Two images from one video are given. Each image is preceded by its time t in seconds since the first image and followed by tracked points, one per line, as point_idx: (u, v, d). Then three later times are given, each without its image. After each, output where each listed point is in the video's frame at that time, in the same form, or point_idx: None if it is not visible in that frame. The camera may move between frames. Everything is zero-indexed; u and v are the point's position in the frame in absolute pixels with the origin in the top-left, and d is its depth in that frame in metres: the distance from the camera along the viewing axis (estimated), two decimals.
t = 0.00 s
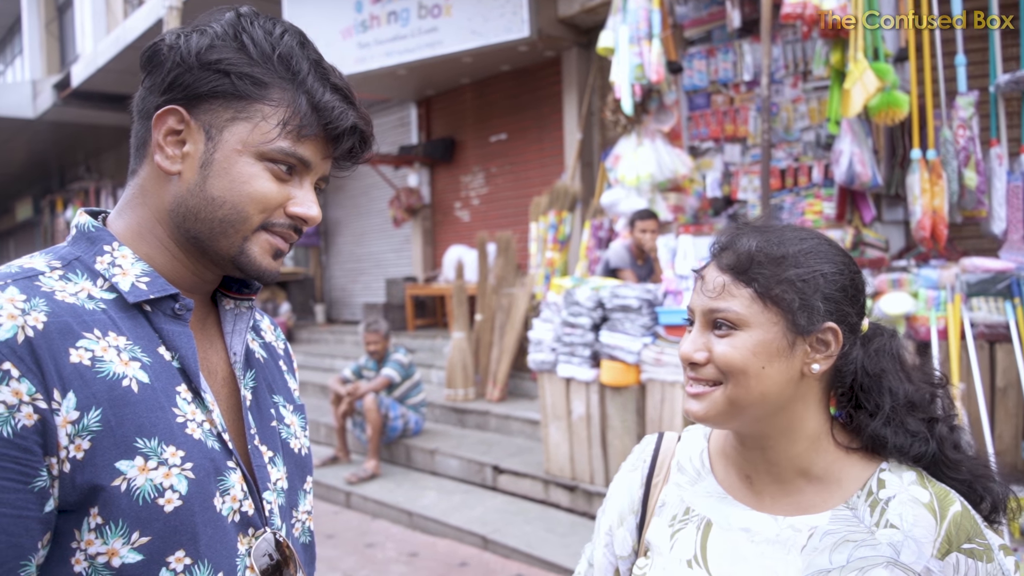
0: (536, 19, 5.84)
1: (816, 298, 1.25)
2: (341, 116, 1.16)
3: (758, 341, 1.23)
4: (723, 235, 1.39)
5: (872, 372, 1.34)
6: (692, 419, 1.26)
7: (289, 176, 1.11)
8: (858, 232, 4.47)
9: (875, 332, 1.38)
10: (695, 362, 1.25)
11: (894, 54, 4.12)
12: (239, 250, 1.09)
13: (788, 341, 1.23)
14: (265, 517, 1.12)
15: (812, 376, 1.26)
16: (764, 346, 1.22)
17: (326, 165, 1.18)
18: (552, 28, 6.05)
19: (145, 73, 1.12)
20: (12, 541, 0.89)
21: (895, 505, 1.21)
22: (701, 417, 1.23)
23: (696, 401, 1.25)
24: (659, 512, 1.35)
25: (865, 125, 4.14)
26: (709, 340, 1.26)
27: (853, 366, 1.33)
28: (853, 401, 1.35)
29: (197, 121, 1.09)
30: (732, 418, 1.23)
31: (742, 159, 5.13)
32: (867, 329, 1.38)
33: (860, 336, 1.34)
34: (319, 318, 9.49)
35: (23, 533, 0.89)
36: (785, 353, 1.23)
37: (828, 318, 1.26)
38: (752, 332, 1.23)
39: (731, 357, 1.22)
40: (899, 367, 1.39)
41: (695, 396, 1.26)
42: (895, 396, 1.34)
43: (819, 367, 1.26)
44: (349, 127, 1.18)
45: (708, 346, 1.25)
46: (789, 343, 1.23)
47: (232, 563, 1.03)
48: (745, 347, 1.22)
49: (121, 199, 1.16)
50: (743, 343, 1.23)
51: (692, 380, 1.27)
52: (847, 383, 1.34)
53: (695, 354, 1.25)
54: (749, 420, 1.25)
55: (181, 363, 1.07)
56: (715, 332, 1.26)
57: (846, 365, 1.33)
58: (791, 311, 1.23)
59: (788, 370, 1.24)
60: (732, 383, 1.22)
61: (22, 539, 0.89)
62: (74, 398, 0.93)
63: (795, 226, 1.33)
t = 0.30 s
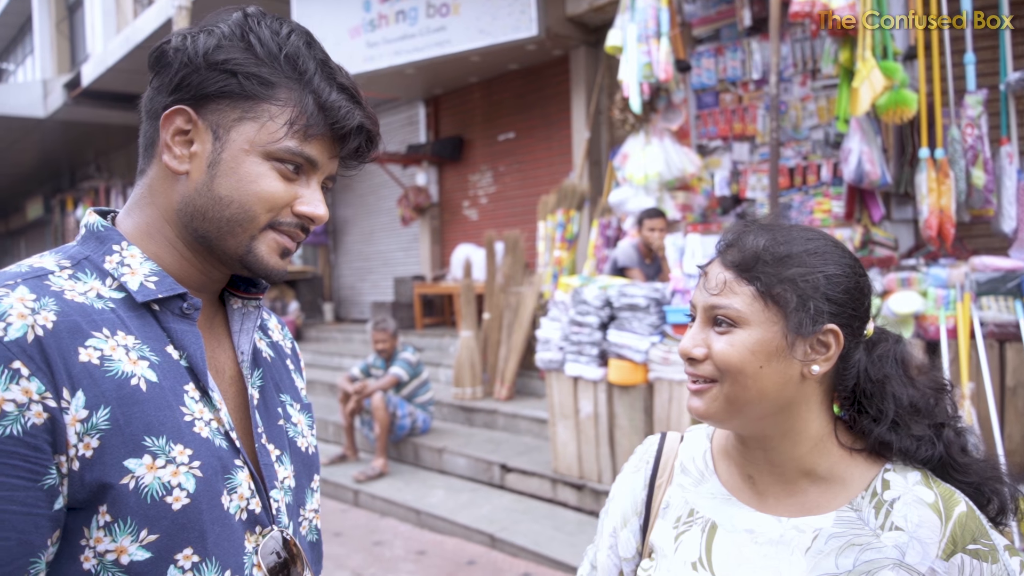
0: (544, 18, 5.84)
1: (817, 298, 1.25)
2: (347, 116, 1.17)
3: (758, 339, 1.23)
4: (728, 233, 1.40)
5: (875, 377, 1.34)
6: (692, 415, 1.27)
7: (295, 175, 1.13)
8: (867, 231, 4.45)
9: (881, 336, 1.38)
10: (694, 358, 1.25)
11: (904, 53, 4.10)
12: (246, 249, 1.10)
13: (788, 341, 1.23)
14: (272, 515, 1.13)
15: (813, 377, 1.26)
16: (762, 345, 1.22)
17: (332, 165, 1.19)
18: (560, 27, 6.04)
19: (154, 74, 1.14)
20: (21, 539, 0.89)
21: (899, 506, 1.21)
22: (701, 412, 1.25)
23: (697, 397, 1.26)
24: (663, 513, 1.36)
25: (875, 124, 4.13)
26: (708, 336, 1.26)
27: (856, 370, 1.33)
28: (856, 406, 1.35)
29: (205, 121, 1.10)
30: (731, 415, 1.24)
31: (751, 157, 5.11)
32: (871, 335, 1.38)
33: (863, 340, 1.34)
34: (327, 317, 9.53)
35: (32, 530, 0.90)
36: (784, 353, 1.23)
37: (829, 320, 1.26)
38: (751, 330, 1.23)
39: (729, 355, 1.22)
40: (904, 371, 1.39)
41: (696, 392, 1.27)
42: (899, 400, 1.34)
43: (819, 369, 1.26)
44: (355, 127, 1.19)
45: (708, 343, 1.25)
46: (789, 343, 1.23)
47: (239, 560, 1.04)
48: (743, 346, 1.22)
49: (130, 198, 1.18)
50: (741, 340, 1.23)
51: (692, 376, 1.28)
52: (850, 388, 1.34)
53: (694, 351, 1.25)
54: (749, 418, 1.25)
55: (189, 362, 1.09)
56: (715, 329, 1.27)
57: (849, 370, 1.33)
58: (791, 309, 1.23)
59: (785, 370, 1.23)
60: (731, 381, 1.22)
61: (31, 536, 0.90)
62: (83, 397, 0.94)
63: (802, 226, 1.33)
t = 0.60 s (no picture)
0: (550, 16, 5.84)
1: (823, 293, 1.26)
2: (353, 118, 1.19)
3: (766, 336, 1.23)
4: (734, 230, 1.40)
5: (881, 373, 1.35)
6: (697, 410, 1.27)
7: (303, 178, 1.14)
8: (873, 229, 4.45)
9: (887, 332, 1.39)
10: (701, 356, 1.26)
11: (911, 50, 4.09)
12: (258, 256, 1.12)
13: (796, 338, 1.24)
14: (280, 511, 1.15)
15: (821, 373, 1.27)
16: (771, 341, 1.23)
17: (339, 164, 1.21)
18: (566, 25, 6.03)
19: (156, 77, 1.14)
20: (32, 533, 0.91)
21: (905, 506, 1.22)
22: (705, 407, 1.25)
23: (702, 392, 1.26)
24: (668, 513, 1.36)
25: (882, 121, 4.11)
26: (715, 334, 1.27)
27: (862, 367, 1.34)
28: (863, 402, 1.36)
29: (210, 129, 1.11)
30: (736, 411, 1.24)
31: (757, 155, 5.10)
32: (877, 330, 1.39)
33: (869, 336, 1.35)
34: (334, 315, 9.56)
35: (42, 524, 0.91)
36: (792, 350, 1.24)
37: (836, 315, 1.27)
38: (758, 327, 1.24)
39: (738, 352, 1.23)
40: (911, 368, 1.39)
41: (701, 387, 1.27)
42: (906, 396, 1.35)
43: (827, 365, 1.27)
44: (361, 128, 1.20)
45: (714, 340, 1.26)
46: (797, 339, 1.24)
47: (247, 555, 1.06)
48: (752, 342, 1.23)
49: (138, 198, 1.19)
50: (749, 338, 1.23)
51: (698, 372, 1.28)
52: (856, 384, 1.34)
53: (701, 348, 1.25)
54: (755, 415, 1.25)
55: (198, 358, 1.09)
56: (722, 326, 1.27)
57: (855, 366, 1.34)
58: (799, 305, 1.24)
59: (794, 366, 1.24)
60: (739, 377, 1.23)
61: (40, 531, 0.91)
62: (94, 393, 0.95)
63: (806, 222, 1.34)
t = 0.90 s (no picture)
0: (551, 14, 5.84)
1: (825, 294, 1.26)
2: (350, 109, 1.19)
3: (768, 336, 1.23)
4: (734, 231, 1.40)
5: (881, 372, 1.35)
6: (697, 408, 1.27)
7: (298, 168, 1.14)
8: (874, 227, 4.45)
9: (887, 331, 1.39)
10: (703, 356, 1.26)
11: (912, 47, 4.09)
12: (236, 246, 1.11)
13: (797, 337, 1.24)
14: (276, 508, 1.15)
15: (821, 373, 1.27)
16: (772, 340, 1.23)
17: (334, 158, 1.21)
18: (567, 23, 6.02)
19: (156, 65, 1.15)
20: (17, 536, 0.91)
21: (904, 503, 1.22)
22: (706, 405, 1.25)
23: (703, 391, 1.26)
24: (667, 510, 1.36)
25: (882, 119, 4.11)
26: (716, 334, 1.27)
27: (863, 365, 1.34)
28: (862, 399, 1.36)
29: (206, 113, 1.11)
30: (738, 410, 1.24)
31: (758, 153, 5.10)
32: (877, 329, 1.39)
33: (869, 335, 1.35)
34: (335, 314, 9.57)
35: (30, 527, 0.92)
36: (793, 350, 1.24)
37: (837, 316, 1.27)
38: (760, 327, 1.24)
39: (739, 352, 1.23)
40: (910, 366, 1.40)
41: (702, 386, 1.27)
42: (905, 394, 1.35)
43: (829, 365, 1.27)
44: (358, 120, 1.20)
45: (715, 340, 1.26)
46: (798, 339, 1.24)
47: (243, 553, 1.06)
48: (753, 342, 1.23)
49: (133, 191, 1.19)
50: (751, 338, 1.23)
51: (699, 371, 1.28)
52: (857, 382, 1.34)
53: (703, 348, 1.26)
54: (754, 414, 1.25)
55: (189, 357, 1.10)
56: (723, 326, 1.27)
57: (856, 364, 1.34)
58: (800, 306, 1.24)
59: (796, 365, 1.24)
60: (739, 377, 1.23)
61: (26, 534, 0.92)
62: (79, 395, 0.95)
63: (808, 223, 1.34)
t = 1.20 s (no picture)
0: (554, 13, 5.83)
1: (847, 319, 1.23)
2: (349, 102, 1.19)
3: (786, 356, 1.22)
4: (757, 229, 1.35)
5: (883, 379, 1.34)
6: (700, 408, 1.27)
7: (300, 163, 1.14)
8: (879, 226, 4.44)
9: (893, 337, 1.37)
10: (713, 362, 1.25)
11: (917, 45, 4.07)
12: (248, 242, 1.12)
13: (813, 360, 1.23)
14: (278, 503, 1.15)
15: (830, 394, 1.27)
16: (788, 363, 1.21)
17: (335, 150, 1.21)
18: (570, 22, 6.01)
19: (151, 64, 1.15)
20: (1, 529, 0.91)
21: (900, 500, 1.22)
22: (710, 410, 1.24)
23: (706, 394, 1.26)
24: (665, 509, 1.36)
25: (887, 117, 4.10)
26: (731, 343, 1.25)
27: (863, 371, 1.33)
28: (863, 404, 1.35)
29: (205, 113, 1.11)
30: (741, 419, 1.24)
31: (762, 152, 5.08)
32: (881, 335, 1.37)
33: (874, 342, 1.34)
34: (340, 313, 9.58)
35: (13, 521, 0.92)
36: (806, 371, 1.23)
37: (855, 340, 1.25)
38: (778, 347, 1.22)
39: (753, 368, 1.22)
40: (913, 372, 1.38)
41: (708, 389, 1.26)
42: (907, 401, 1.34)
43: (837, 387, 1.27)
44: (357, 113, 1.21)
45: (728, 351, 1.24)
46: (813, 362, 1.23)
47: (243, 547, 1.06)
48: (768, 361, 1.22)
49: (135, 187, 1.20)
50: (767, 356, 1.22)
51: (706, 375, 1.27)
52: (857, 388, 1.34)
53: (713, 356, 1.24)
54: (760, 421, 1.25)
55: (190, 351, 1.10)
56: (739, 336, 1.25)
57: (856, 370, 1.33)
58: (823, 329, 1.21)
59: (806, 387, 1.24)
60: (750, 391, 1.22)
61: (11, 527, 0.92)
62: (75, 389, 0.96)
63: (839, 232, 1.28)
